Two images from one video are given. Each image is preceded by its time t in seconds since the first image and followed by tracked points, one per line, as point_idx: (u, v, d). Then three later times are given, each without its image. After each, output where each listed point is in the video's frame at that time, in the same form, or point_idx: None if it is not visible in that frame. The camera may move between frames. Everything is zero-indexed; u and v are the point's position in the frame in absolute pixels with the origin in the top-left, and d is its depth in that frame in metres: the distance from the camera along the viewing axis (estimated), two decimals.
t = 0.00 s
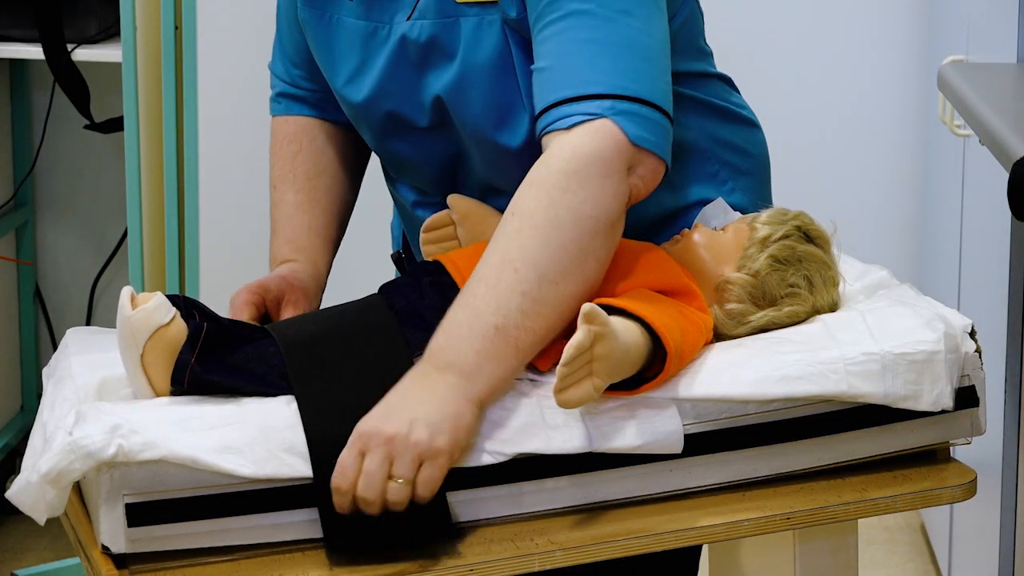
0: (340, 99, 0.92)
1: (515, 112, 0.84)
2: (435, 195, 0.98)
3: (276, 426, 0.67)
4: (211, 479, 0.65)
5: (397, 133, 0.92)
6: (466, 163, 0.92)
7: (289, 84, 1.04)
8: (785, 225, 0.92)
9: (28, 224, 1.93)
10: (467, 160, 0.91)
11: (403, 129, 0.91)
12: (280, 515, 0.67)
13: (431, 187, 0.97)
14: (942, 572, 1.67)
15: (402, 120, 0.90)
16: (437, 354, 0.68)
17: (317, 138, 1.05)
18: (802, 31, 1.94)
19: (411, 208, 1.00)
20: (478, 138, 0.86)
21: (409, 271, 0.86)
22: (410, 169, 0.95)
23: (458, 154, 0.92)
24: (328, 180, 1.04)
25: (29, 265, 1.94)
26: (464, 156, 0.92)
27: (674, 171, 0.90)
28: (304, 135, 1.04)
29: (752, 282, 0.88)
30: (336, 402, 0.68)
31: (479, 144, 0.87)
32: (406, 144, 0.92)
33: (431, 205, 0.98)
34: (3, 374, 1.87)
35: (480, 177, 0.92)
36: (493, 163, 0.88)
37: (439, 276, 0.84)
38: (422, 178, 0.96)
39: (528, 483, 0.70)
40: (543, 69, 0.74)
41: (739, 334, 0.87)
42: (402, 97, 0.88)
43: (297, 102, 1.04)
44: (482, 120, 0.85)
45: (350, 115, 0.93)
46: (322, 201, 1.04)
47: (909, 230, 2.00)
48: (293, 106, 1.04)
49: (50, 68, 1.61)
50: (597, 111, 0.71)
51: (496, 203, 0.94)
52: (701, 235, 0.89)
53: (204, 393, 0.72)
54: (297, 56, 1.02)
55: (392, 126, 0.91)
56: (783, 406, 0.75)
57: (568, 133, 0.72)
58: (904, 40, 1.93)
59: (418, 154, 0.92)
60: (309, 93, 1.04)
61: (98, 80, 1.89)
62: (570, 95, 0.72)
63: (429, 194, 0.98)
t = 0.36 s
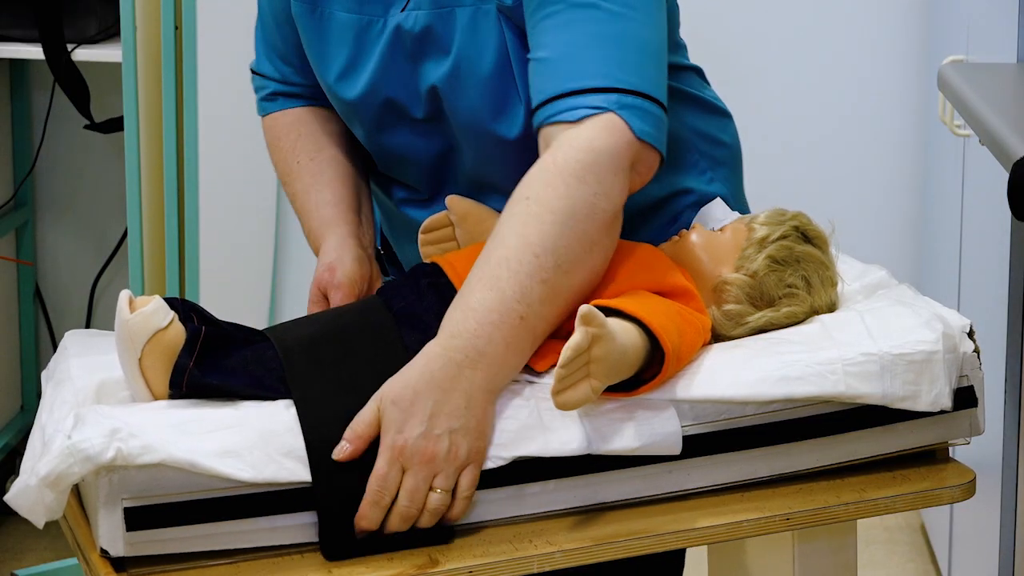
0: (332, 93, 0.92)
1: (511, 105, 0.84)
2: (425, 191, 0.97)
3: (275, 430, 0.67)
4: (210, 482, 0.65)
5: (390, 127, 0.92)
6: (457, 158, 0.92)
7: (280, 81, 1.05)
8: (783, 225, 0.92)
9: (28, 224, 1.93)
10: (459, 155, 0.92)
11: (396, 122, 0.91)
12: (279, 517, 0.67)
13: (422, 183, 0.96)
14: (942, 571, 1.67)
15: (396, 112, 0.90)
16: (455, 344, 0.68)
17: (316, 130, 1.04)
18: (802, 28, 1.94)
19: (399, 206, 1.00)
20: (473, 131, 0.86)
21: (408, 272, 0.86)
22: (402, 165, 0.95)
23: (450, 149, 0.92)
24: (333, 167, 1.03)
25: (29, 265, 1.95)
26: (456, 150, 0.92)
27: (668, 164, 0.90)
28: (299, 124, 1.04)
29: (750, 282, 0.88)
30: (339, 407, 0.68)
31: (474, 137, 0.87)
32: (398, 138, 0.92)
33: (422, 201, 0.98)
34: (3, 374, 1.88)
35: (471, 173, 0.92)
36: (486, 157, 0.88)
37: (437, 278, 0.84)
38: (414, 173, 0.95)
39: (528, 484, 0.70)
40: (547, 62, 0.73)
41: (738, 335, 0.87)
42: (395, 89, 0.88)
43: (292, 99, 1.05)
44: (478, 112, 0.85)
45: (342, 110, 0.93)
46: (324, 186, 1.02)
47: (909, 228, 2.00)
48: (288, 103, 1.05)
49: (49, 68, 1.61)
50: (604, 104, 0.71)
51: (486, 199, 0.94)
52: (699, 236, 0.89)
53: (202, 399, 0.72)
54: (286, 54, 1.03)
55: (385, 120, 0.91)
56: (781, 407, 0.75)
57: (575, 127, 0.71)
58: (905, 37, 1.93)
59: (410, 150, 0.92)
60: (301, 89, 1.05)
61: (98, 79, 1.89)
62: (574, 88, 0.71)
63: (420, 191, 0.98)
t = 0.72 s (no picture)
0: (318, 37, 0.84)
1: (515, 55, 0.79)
2: (393, 159, 0.89)
3: (277, 426, 0.67)
4: (212, 479, 0.65)
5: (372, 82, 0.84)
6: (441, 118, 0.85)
7: (241, 44, 0.99)
8: (785, 225, 0.92)
9: (28, 224, 1.93)
10: (441, 119, 0.84)
11: (383, 71, 0.84)
12: (281, 515, 0.67)
13: (394, 150, 0.88)
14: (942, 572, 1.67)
15: (386, 57, 0.83)
16: (474, 239, 0.65)
17: (275, 103, 0.99)
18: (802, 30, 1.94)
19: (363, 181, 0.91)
20: (475, 81, 0.80)
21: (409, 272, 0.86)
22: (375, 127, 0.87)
23: (430, 113, 0.85)
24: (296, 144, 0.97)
25: (29, 265, 1.94)
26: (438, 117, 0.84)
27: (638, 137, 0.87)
28: (254, 94, 0.99)
29: (752, 282, 0.88)
30: (339, 401, 0.68)
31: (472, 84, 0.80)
32: (379, 96, 0.84)
33: (384, 175, 0.90)
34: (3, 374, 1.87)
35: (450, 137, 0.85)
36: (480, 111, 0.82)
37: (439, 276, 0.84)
38: (383, 140, 0.87)
39: (528, 483, 0.70)
40: (561, 2, 0.70)
41: (739, 334, 0.87)
42: (392, 32, 0.81)
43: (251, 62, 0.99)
44: (485, 56, 0.79)
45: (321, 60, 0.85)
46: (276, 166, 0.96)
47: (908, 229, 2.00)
48: (245, 63, 0.99)
49: (50, 68, 1.61)
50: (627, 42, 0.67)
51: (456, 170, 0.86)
52: (700, 235, 0.90)
53: (205, 395, 0.72)
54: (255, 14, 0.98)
55: (371, 72, 0.83)
56: (783, 407, 0.75)
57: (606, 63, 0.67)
58: (904, 39, 1.93)
59: (392, 106, 0.84)
60: (261, 52, 0.99)
61: (98, 79, 1.89)
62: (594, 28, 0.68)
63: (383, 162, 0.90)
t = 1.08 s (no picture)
0: None
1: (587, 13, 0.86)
2: (434, 124, 0.90)
3: (276, 427, 0.67)
4: (211, 479, 0.65)
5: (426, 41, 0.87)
6: (491, 80, 0.89)
7: None
8: (785, 225, 0.92)
9: (28, 225, 1.93)
10: (496, 78, 0.88)
11: (442, 31, 0.87)
12: (281, 515, 0.67)
13: (437, 113, 0.89)
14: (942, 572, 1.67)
15: (448, 16, 0.86)
16: None
17: (255, 44, 0.95)
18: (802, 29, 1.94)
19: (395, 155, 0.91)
20: (545, 35, 0.86)
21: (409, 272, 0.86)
22: (420, 88, 0.89)
23: (484, 73, 0.88)
24: (279, 96, 0.93)
25: (30, 265, 1.94)
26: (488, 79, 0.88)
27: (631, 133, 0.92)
28: (233, 34, 0.95)
29: (752, 282, 0.88)
30: (339, 401, 0.68)
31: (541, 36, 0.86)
32: (433, 56, 0.87)
33: (419, 145, 0.91)
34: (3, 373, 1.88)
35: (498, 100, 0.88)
36: (541, 69, 0.88)
37: (440, 276, 0.84)
38: (423, 105, 0.89)
39: (528, 483, 0.70)
40: None
41: (739, 334, 0.87)
42: None
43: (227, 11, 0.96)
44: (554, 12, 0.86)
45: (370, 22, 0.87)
46: (261, 98, 0.92)
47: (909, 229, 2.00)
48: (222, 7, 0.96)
49: (50, 68, 1.61)
50: None
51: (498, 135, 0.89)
52: (700, 235, 0.90)
53: (205, 395, 0.72)
54: None
55: (428, 30, 0.87)
56: (783, 407, 0.75)
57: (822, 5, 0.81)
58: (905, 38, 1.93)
59: (448, 62, 0.87)
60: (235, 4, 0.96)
61: (98, 80, 1.89)
62: None
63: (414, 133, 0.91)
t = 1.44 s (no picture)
0: None
1: None
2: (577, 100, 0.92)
3: (276, 428, 0.67)
4: (212, 479, 0.65)
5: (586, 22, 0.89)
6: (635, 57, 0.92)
7: None
8: (785, 225, 0.92)
9: (28, 225, 1.93)
10: (641, 54, 0.92)
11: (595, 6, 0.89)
12: (280, 515, 0.67)
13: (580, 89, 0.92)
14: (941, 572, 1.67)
15: None
16: None
17: None
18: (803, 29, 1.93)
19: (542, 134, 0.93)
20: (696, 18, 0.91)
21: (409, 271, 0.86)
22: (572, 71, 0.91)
23: (628, 49, 0.91)
24: None
25: (29, 265, 1.94)
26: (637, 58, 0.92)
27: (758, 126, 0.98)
28: None
29: (752, 282, 0.88)
30: (337, 402, 0.68)
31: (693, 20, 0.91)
32: (591, 37, 0.90)
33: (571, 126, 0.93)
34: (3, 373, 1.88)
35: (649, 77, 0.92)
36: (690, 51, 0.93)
37: (440, 275, 0.83)
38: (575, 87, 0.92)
39: (528, 483, 0.70)
40: None
41: (739, 335, 0.87)
42: None
43: None
44: None
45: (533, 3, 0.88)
46: None
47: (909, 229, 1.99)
48: None
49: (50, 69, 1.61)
50: None
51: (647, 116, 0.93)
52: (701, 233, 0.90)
53: (206, 396, 0.72)
54: None
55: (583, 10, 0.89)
56: (782, 407, 0.75)
57: None
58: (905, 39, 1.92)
59: (599, 41, 0.90)
60: None
61: (98, 80, 1.89)
62: None
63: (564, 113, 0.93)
